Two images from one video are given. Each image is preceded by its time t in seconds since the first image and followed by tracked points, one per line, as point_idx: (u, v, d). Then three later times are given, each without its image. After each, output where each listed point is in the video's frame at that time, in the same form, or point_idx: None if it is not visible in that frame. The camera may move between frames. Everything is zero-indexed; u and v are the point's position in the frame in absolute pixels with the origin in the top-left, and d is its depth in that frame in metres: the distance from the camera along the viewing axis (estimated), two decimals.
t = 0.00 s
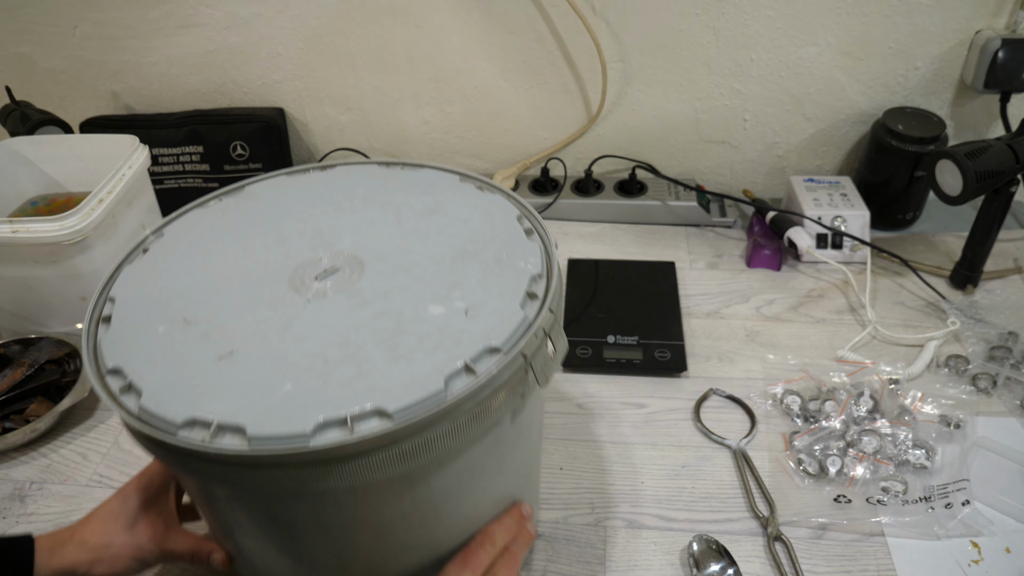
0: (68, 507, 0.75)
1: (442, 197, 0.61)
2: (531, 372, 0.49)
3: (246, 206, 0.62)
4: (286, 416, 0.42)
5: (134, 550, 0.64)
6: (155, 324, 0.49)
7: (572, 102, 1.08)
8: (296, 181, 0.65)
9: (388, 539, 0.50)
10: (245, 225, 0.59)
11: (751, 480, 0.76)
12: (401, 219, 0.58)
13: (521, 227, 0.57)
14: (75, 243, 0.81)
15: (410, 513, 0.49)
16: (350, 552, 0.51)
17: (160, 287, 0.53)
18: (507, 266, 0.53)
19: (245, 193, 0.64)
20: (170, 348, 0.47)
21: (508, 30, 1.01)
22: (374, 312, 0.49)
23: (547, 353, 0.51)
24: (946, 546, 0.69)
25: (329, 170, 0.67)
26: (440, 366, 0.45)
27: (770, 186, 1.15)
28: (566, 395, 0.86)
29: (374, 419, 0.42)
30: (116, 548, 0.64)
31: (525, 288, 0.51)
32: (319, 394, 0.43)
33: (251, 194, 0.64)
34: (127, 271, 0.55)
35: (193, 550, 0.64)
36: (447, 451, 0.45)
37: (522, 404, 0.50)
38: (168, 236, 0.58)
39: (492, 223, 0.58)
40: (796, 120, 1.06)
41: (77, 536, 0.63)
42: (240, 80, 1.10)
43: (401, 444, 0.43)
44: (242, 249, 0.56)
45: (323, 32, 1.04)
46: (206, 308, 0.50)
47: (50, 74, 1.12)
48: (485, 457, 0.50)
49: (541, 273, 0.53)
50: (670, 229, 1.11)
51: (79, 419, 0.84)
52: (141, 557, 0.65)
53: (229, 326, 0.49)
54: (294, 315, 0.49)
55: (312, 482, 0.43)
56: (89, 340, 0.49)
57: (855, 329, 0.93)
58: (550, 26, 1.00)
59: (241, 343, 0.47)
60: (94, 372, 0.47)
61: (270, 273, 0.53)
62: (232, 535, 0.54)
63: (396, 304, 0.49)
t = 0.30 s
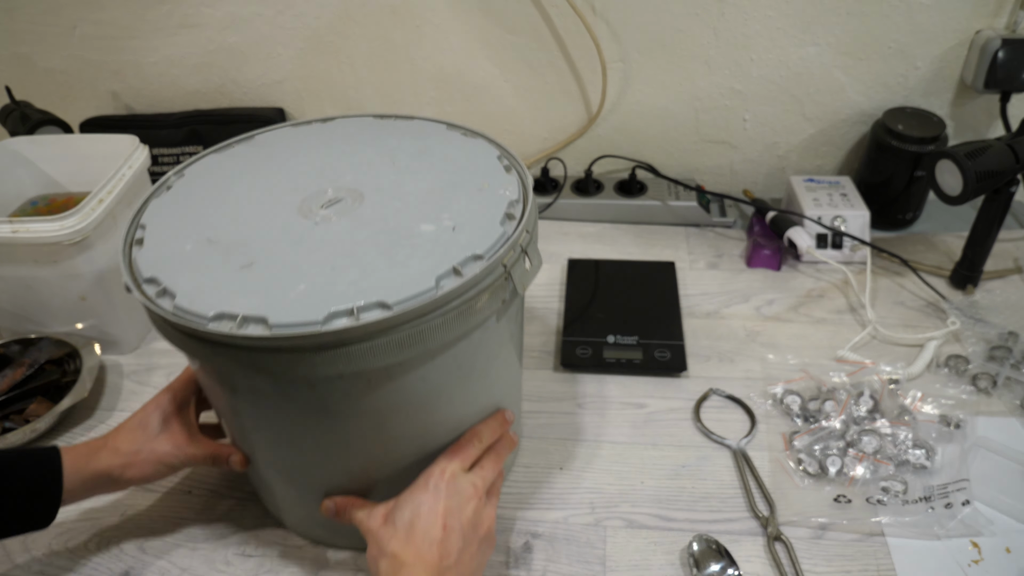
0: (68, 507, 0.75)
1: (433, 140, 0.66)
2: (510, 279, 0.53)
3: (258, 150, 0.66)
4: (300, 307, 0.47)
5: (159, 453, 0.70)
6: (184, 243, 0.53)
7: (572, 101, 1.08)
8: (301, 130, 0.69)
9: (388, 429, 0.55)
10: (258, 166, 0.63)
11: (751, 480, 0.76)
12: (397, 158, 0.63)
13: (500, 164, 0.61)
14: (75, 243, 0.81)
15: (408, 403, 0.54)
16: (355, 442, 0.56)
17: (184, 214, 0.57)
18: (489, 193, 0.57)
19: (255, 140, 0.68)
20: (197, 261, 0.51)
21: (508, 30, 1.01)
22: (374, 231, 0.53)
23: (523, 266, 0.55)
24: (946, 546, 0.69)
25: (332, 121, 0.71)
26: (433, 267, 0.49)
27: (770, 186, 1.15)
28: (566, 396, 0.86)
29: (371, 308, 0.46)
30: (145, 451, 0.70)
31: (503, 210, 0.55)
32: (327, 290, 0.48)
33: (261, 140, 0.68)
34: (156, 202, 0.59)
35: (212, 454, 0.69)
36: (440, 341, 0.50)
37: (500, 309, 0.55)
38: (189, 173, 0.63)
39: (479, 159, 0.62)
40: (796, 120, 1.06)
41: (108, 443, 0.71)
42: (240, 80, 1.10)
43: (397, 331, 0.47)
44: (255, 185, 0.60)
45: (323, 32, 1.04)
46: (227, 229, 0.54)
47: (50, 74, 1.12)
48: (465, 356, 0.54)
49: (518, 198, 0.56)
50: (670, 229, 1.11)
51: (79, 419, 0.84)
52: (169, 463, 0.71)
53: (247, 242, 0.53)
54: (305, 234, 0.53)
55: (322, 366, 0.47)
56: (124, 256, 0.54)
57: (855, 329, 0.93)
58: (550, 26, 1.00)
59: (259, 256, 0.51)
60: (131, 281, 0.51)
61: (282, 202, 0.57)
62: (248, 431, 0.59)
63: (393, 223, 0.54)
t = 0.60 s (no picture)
0: (68, 507, 0.75)
1: (437, 100, 0.75)
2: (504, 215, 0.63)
3: (283, 108, 0.75)
4: (322, 232, 0.55)
5: (191, 377, 0.77)
6: (220, 183, 0.63)
7: (572, 101, 1.08)
8: (319, 92, 0.78)
9: (395, 347, 0.64)
10: (283, 122, 0.72)
11: (751, 480, 0.76)
12: (402, 117, 0.72)
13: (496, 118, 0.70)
14: (74, 243, 0.81)
15: (412, 322, 0.63)
16: (365, 359, 0.65)
17: (220, 161, 0.66)
18: (486, 142, 0.66)
19: (279, 100, 0.77)
20: (233, 197, 0.61)
21: (508, 30, 1.01)
22: (387, 173, 0.62)
23: (516, 205, 0.64)
24: (946, 546, 0.69)
25: (347, 84, 0.80)
26: (435, 202, 0.58)
27: (770, 186, 1.15)
28: (566, 396, 0.86)
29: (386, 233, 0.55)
30: (177, 375, 0.77)
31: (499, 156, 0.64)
32: (347, 218, 0.57)
33: (284, 100, 0.77)
34: (193, 151, 0.69)
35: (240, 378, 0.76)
36: (441, 266, 0.59)
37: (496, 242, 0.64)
38: (218, 129, 0.72)
39: (478, 115, 0.71)
40: (796, 121, 1.06)
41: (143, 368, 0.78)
42: (240, 80, 1.10)
43: (406, 253, 0.56)
44: (281, 138, 0.69)
45: (323, 32, 1.04)
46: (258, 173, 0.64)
47: (50, 74, 1.12)
48: (465, 281, 0.64)
49: (511, 146, 0.66)
50: (670, 229, 1.11)
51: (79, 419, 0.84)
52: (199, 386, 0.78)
53: (273, 184, 0.62)
54: (323, 176, 0.63)
55: (340, 284, 0.56)
56: (165, 194, 0.63)
57: (855, 329, 0.93)
58: (550, 26, 1.00)
59: (285, 193, 0.61)
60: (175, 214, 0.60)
61: (305, 151, 0.67)
62: (270, 352, 0.67)
63: (403, 167, 0.63)
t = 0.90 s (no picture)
0: (68, 507, 0.75)
1: (446, 77, 0.77)
2: (508, 182, 0.65)
3: (297, 84, 0.78)
4: (338, 194, 0.58)
5: (213, 336, 0.79)
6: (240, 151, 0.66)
7: (572, 101, 1.08)
8: (332, 68, 0.81)
9: (404, 305, 0.68)
10: (298, 97, 0.75)
11: (751, 480, 0.76)
12: (412, 91, 0.74)
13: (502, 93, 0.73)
14: (75, 243, 0.81)
15: (421, 282, 0.66)
16: (376, 318, 0.68)
17: (238, 131, 0.69)
18: (492, 115, 0.69)
19: (294, 77, 0.80)
20: (252, 163, 0.64)
21: (508, 30, 1.01)
22: (397, 142, 0.65)
23: (521, 173, 0.67)
24: (946, 546, 0.69)
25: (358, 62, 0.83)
26: (445, 167, 0.61)
27: (770, 186, 1.15)
28: (566, 396, 0.86)
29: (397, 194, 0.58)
30: (200, 334, 0.80)
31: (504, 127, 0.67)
32: (359, 182, 0.60)
33: (299, 77, 0.79)
34: (212, 123, 0.71)
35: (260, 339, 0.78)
36: (449, 228, 0.62)
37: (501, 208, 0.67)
38: (238, 102, 0.75)
39: (484, 90, 0.74)
40: (796, 121, 1.06)
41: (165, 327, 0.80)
42: (240, 80, 1.10)
43: (416, 215, 0.59)
44: (296, 112, 0.72)
45: (323, 32, 1.04)
46: (275, 142, 0.67)
47: (50, 74, 1.12)
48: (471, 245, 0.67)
49: (516, 118, 0.68)
50: (670, 229, 1.11)
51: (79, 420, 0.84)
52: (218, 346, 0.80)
53: (291, 151, 0.65)
54: (339, 144, 0.65)
55: (355, 244, 0.59)
56: (189, 160, 0.65)
57: (855, 329, 0.93)
58: (550, 26, 1.00)
59: (301, 159, 0.64)
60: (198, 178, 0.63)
61: (318, 122, 0.70)
62: (285, 312, 0.71)
63: (413, 137, 0.66)
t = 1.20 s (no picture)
0: (68, 507, 0.75)
1: (446, 76, 0.77)
2: (509, 182, 0.65)
3: (297, 84, 0.78)
4: (339, 194, 0.58)
5: (178, 352, 0.72)
6: (242, 151, 0.66)
7: (572, 101, 1.08)
8: (333, 68, 0.81)
9: (404, 305, 0.68)
10: (299, 97, 0.75)
11: (751, 480, 0.76)
12: (413, 91, 0.74)
13: (502, 93, 0.73)
14: (75, 243, 0.81)
15: (421, 282, 0.66)
16: (376, 317, 0.68)
17: (240, 131, 0.69)
18: (494, 115, 0.69)
19: (295, 76, 0.79)
20: (253, 162, 0.64)
21: (508, 30, 1.01)
22: (397, 142, 0.65)
23: (522, 173, 0.67)
24: (946, 546, 0.69)
25: (359, 61, 0.82)
26: (445, 167, 0.61)
27: (770, 186, 1.15)
28: (566, 396, 0.86)
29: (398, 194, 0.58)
30: (162, 351, 0.72)
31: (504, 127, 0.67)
32: (360, 182, 0.60)
33: (300, 76, 0.79)
34: (213, 122, 0.71)
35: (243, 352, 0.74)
36: (450, 228, 0.62)
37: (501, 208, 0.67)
38: (239, 101, 0.74)
39: (484, 91, 0.73)
40: (796, 120, 1.06)
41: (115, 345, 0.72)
42: (240, 80, 1.10)
43: (417, 214, 0.59)
44: (298, 112, 0.72)
45: (323, 32, 1.04)
46: (277, 142, 0.67)
47: (50, 74, 1.12)
48: (471, 244, 0.67)
49: (516, 118, 0.69)
50: (670, 229, 1.11)
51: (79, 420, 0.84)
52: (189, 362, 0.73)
53: (293, 151, 0.65)
54: (341, 144, 0.66)
55: (356, 244, 0.59)
56: (191, 159, 0.65)
57: (855, 329, 0.93)
58: (550, 26, 1.00)
59: (303, 159, 0.64)
60: (199, 178, 0.63)
61: (320, 122, 0.70)
62: (286, 311, 0.71)
63: (414, 137, 0.66)
